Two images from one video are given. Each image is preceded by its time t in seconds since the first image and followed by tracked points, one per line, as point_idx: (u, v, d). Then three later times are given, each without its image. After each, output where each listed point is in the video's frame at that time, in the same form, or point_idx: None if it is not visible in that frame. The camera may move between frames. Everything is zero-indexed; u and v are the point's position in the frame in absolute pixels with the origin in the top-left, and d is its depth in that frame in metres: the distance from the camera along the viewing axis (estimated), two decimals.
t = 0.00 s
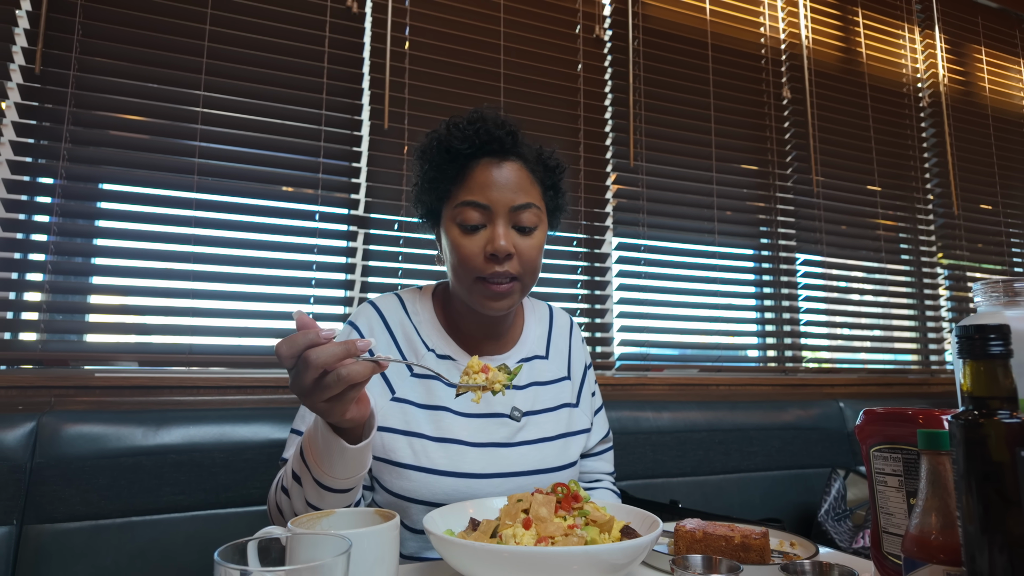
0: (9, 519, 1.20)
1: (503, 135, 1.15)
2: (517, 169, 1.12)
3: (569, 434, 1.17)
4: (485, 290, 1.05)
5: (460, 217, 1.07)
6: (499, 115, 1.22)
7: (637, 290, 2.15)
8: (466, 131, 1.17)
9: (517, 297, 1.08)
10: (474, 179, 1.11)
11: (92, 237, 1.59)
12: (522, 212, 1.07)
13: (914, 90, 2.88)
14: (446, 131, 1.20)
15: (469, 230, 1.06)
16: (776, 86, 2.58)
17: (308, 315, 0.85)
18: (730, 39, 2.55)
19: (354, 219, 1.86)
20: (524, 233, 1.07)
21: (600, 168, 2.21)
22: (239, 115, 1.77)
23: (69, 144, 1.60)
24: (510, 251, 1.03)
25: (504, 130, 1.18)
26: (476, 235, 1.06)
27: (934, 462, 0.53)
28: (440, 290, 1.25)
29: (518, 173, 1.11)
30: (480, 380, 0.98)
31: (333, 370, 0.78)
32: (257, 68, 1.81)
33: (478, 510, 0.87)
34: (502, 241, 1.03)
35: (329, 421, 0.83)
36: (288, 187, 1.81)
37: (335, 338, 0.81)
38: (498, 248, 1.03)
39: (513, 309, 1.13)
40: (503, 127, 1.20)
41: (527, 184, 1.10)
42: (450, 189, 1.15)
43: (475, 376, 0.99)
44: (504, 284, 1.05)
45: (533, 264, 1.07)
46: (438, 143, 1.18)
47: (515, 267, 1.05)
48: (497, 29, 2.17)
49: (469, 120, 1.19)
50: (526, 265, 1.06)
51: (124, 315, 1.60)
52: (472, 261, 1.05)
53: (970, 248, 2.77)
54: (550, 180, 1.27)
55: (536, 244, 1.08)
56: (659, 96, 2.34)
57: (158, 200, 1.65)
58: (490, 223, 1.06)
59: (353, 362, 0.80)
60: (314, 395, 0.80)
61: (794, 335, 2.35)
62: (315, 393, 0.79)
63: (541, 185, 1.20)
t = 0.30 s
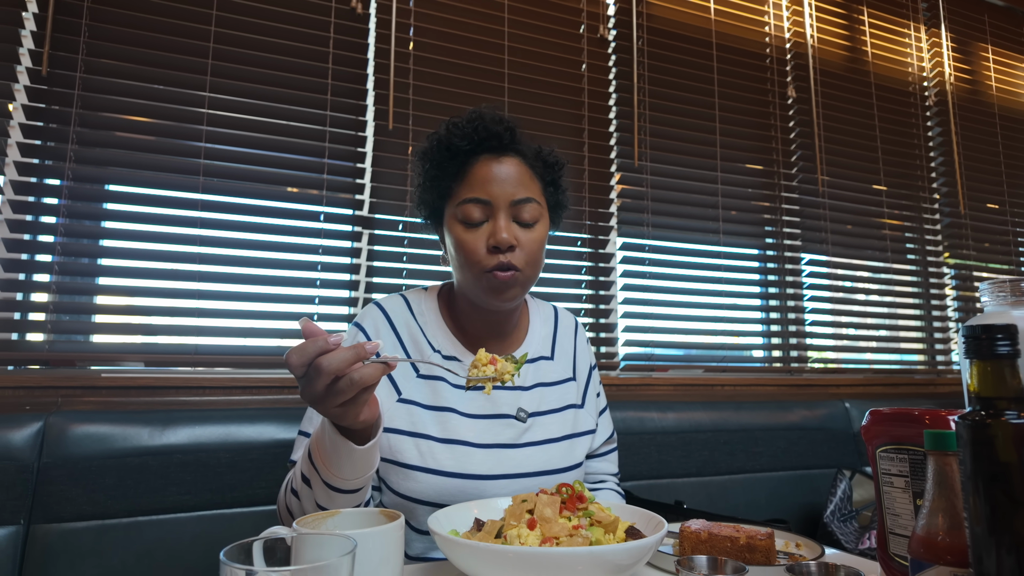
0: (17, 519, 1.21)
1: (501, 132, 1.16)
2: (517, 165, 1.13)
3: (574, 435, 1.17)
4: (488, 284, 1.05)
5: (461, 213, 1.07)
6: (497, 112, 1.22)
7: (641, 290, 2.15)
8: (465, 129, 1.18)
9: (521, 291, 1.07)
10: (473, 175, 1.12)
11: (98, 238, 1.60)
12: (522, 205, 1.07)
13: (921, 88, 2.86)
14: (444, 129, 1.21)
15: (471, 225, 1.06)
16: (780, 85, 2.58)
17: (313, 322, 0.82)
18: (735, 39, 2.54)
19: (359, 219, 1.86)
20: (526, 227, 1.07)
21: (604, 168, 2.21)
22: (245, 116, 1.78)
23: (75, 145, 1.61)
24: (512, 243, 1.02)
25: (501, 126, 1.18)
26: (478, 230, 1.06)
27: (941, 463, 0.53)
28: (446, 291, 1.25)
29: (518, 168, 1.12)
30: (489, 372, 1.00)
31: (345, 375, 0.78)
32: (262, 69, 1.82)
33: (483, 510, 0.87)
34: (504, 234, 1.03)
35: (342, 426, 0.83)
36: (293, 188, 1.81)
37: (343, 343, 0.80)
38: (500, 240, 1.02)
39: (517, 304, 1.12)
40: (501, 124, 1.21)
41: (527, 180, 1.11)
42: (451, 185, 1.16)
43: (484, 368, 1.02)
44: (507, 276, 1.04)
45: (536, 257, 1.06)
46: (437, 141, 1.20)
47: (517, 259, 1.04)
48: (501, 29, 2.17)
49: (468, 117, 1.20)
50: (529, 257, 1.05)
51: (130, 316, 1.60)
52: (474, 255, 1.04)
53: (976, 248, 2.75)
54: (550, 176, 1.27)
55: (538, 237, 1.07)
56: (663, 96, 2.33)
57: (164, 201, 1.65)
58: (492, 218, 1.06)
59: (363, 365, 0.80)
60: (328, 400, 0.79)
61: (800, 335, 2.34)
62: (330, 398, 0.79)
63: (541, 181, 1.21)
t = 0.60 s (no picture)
0: (20, 523, 1.21)
1: (495, 133, 1.18)
2: (513, 165, 1.14)
3: (579, 441, 1.16)
4: (484, 283, 1.04)
5: (458, 214, 1.07)
6: (493, 116, 1.24)
7: (643, 294, 2.16)
8: (461, 133, 1.20)
9: (519, 290, 1.06)
10: (470, 176, 1.13)
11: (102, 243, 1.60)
12: (518, 204, 1.06)
13: (924, 92, 2.86)
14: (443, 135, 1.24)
15: (468, 225, 1.06)
16: (782, 89, 2.58)
17: (327, 281, 0.72)
18: (737, 43, 2.55)
19: (362, 224, 1.87)
20: (523, 225, 1.06)
21: (606, 173, 2.21)
22: (248, 122, 1.78)
23: (80, 151, 1.62)
24: (506, 241, 1.02)
25: (497, 129, 1.20)
26: (474, 229, 1.06)
27: (945, 468, 0.53)
28: (452, 296, 1.26)
29: (515, 168, 1.12)
30: (495, 320, 0.95)
31: (365, 333, 0.72)
32: (266, 75, 1.83)
33: (485, 515, 0.87)
34: (498, 232, 1.03)
35: (351, 390, 0.78)
36: (296, 194, 1.82)
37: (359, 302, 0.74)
38: (495, 238, 1.02)
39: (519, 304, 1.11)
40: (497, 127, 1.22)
41: (524, 180, 1.11)
42: (450, 189, 1.19)
43: (488, 317, 0.96)
44: (503, 274, 1.03)
45: (533, 255, 1.05)
46: (436, 146, 1.23)
47: (513, 257, 1.03)
48: (503, 34, 2.18)
49: (465, 122, 1.23)
50: (525, 255, 1.04)
51: (134, 321, 1.61)
52: (470, 254, 1.04)
53: (980, 252, 2.75)
54: (549, 178, 1.27)
55: (536, 235, 1.06)
56: (666, 101, 2.34)
57: (168, 206, 1.66)
58: (488, 217, 1.06)
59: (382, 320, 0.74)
60: (343, 360, 0.74)
61: (803, 339, 2.33)
62: (347, 358, 0.73)
63: (540, 182, 1.21)
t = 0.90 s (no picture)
0: (20, 523, 1.21)
1: (501, 134, 1.18)
2: (519, 167, 1.14)
3: (580, 443, 1.16)
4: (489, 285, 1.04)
5: (463, 214, 1.07)
6: (499, 117, 1.24)
7: (643, 294, 2.16)
8: (467, 133, 1.20)
9: (523, 292, 1.06)
10: (475, 175, 1.13)
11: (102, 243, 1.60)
12: (524, 205, 1.06)
13: (923, 92, 2.86)
14: (448, 135, 1.23)
15: (473, 226, 1.06)
16: (782, 89, 2.58)
17: (341, 253, 0.73)
18: (737, 43, 2.55)
19: (362, 224, 1.87)
20: (529, 227, 1.06)
21: (605, 173, 2.21)
22: (248, 122, 1.79)
23: (80, 151, 1.62)
24: (512, 243, 1.02)
25: (502, 130, 1.20)
26: (479, 230, 1.05)
27: (945, 468, 0.53)
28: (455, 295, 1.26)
29: (520, 169, 1.12)
30: (496, 297, 0.96)
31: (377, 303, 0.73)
32: (266, 75, 1.83)
33: (485, 516, 0.87)
34: (504, 234, 1.03)
35: (356, 363, 0.78)
36: (296, 194, 1.82)
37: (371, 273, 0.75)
38: (501, 239, 1.02)
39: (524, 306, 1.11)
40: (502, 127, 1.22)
41: (529, 182, 1.11)
42: (454, 188, 1.18)
43: (490, 293, 0.97)
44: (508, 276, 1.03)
45: (538, 257, 1.05)
46: (441, 146, 1.22)
47: (518, 259, 1.03)
48: (503, 34, 2.18)
49: (471, 122, 1.23)
50: (530, 258, 1.05)
51: (134, 321, 1.61)
52: (475, 255, 1.04)
53: (980, 252, 2.75)
54: (554, 180, 1.27)
55: (541, 237, 1.06)
56: (666, 101, 2.34)
57: (168, 206, 1.66)
58: (493, 218, 1.06)
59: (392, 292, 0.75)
60: (352, 329, 0.74)
61: (803, 339, 2.33)
62: (357, 327, 0.74)
63: (544, 184, 1.21)
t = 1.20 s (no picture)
0: (20, 523, 1.21)
1: (510, 134, 1.18)
2: (527, 167, 1.14)
3: (584, 447, 1.16)
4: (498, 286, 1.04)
5: (471, 214, 1.07)
6: (507, 116, 1.24)
7: (643, 294, 2.16)
8: (475, 133, 1.20)
9: (532, 293, 1.06)
10: (483, 176, 1.12)
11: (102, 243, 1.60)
12: (532, 205, 1.06)
13: (923, 92, 2.86)
14: (455, 134, 1.23)
15: (481, 226, 1.06)
16: (782, 89, 2.58)
17: (337, 261, 0.76)
18: (737, 44, 2.55)
19: (362, 224, 1.87)
20: (537, 227, 1.07)
21: (605, 173, 2.21)
22: (248, 122, 1.79)
23: (80, 151, 1.62)
24: (521, 243, 1.02)
25: (511, 129, 1.20)
26: (487, 230, 1.05)
27: (945, 468, 0.53)
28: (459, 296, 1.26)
29: (527, 169, 1.13)
30: (497, 301, 0.94)
31: (375, 311, 0.73)
32: (265, 75, 1.83)
33: (485, 516, 0.87)
34: (513, 234, 1.03)
35: (355, 371, 0.78)
36: (296, 194, 1.82)
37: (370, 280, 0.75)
38: (510, 240, 1.02)
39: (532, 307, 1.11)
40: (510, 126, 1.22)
41: (537, 181, 1.11)
42: (462, 189, 1.18)
43: (491, 297, 0.95)
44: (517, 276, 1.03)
45: (547, 258, 1.05)
46: (448, 146, 1.22)
47: (527, 259, 1.03)
48: (503, 34, 2.18)
49: (478, 122, 1.22)
50: (539, 258, 1.05)
51: (133, 321, 1.61)
52: (484, 256, 1.04)
53: (980, 252, 2.75)
54: (561, 180, 1.27)
55: (549, 238, 1.06)
56: (666, 101, 2.34)
57: (168, 206, 1.66)
58: (501, 218, 1.06)
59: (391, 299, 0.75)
60: (351, 338, 0.74)
61: (802, 339, 2.33)
62: (355, 336, 0.74)
63: (552, 184, 1.21)
